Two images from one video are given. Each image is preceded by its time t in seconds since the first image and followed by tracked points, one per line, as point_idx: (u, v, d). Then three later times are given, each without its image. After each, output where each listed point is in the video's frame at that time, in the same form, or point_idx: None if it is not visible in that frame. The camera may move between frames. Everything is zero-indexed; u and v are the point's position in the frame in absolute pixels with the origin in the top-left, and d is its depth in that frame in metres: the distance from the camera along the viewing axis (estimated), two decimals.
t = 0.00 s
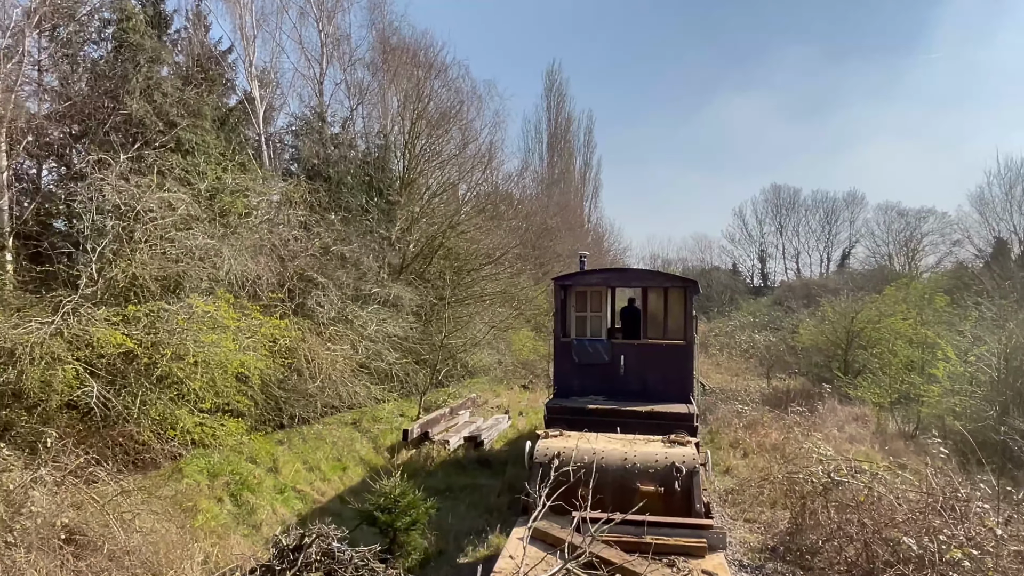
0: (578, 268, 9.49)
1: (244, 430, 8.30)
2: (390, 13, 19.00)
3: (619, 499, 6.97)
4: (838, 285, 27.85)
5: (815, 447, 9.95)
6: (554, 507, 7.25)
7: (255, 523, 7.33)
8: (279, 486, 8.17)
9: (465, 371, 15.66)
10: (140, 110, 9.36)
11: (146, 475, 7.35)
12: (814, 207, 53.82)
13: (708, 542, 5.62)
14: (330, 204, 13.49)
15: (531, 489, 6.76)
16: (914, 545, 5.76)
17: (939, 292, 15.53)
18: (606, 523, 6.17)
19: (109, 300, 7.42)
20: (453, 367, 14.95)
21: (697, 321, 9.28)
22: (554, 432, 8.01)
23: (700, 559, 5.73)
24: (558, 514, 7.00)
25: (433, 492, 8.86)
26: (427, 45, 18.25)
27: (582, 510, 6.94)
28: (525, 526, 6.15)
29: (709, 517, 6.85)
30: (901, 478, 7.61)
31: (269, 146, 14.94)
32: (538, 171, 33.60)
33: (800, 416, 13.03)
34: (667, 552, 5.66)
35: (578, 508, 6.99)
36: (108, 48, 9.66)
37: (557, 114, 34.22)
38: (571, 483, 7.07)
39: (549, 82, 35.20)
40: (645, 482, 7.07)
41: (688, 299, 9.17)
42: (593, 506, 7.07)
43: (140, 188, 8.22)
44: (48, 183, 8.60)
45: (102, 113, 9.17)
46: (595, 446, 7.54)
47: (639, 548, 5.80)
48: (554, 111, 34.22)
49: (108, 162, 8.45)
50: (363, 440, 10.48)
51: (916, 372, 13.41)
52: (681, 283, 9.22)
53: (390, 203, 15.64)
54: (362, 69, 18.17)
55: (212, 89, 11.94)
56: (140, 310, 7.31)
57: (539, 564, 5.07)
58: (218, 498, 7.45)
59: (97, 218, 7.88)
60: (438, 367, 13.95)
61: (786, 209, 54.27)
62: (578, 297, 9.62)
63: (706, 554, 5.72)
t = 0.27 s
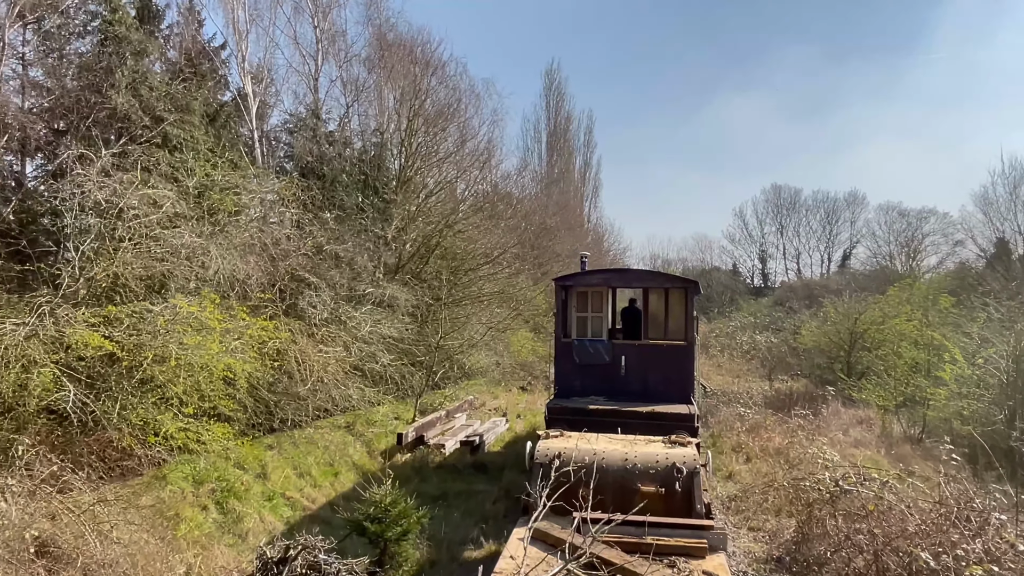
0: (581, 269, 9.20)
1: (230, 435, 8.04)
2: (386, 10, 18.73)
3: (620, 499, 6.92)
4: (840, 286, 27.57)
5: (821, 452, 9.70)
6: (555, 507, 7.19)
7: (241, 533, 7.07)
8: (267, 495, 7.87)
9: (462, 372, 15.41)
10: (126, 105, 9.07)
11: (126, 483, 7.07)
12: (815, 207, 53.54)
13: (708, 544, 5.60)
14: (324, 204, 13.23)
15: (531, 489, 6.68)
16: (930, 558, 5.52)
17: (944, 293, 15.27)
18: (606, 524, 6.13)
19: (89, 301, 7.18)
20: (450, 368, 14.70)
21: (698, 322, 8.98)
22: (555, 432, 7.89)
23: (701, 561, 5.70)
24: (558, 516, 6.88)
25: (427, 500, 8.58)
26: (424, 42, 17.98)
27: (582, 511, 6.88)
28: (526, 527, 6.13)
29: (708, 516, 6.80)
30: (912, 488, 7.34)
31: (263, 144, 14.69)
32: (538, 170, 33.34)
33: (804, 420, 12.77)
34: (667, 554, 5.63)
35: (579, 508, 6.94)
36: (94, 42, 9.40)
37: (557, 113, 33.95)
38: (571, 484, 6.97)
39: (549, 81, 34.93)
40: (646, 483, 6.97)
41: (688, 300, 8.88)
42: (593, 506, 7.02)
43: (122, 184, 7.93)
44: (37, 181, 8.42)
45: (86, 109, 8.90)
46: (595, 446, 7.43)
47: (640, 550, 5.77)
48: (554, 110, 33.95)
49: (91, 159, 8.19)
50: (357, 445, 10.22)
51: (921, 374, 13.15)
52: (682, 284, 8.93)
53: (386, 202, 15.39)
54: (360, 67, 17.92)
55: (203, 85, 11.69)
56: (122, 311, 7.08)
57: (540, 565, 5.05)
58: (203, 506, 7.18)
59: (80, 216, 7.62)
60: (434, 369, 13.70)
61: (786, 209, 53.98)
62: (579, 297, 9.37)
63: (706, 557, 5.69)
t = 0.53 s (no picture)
0: (582, 270, 8.96)
1: (215, 440, 7.77)
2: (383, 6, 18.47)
3: (620, 498, 6.79)
4: (842, 287, 27.31)
5: (826, 457, 9.43)
6: (556, 508, 7.06)
7: (226, 540, 6.74)
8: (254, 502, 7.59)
9: (459, 374, 15.15)
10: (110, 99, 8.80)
11: (105, 491, 6.80)
12: (816, 207, 53.26)
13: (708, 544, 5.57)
14: (317, 203, 12.97)
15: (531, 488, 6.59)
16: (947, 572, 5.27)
17: (949, 294, 15.01)
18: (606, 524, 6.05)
19: (69, 301, 6.93)
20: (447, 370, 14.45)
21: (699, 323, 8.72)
22: (555, 432, 7.71)
23: (701, 561, 5.66)
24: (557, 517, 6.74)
25: (419, 506, 8.30)
26: (421, 38, 17.68)
27: (582, 511, 6.77)
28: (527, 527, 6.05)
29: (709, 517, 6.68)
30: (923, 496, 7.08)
31: (256, 141, 14.42)
32: (537, 169, 33.05)
33: (808, 423, 12.51)
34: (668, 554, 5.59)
35: (579, 508, 6.82)
36: (78, 34, 9.12)
37: (556, 112, 33.65)
38: (571, 484, 6.82)
39: (548, 79, 34.63)
40: (646, 483, 6.81)
41: (688, 301, 8.61)
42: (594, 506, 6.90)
43: (103, 180, 7.65)
44: (21, 176, 8.17)
45: (69, 104, 8.62)
46: (595, 446, 7.27)
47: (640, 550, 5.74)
48: (553, 109, 33.65)
49: (73, 155, 7.92)
50: (349, 449, 9.96)
51: (927, 376, 12.90)
52: (681, 284, 8.66)
53: (382, 201, 15.13)
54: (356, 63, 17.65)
55: (194, 80, 11.43)
56: (102, 312, 6.83)
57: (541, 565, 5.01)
58: (187, 515, 6.92)
59: (59, 214, 7.36)
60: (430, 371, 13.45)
61: (787, 209, 53.71)
62: (578, 297, 9.11)
63: (706, 557, 5.65)
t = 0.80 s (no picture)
0: (583, 270, 8.71)
1: (199, 446, 7.50)
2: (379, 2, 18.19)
3: (620, 498, 6.56)
4: (843, 287, 27.06)
5: (831, 462, 9.16)
6: (555, 509, 6.83)
7: (208, 546, 6.48)
8: (240, 511, 7.32)
9: (455, 375, 14.90)
10: (93, 93, 8.52)
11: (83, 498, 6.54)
12: (816, 207, 53.01)
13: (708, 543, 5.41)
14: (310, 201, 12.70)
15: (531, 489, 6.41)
16: None
17: (955, 294, 14.75)
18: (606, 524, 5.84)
19: (46, 301, 6.65)
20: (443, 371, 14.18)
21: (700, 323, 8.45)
22: (555, 432, 7.46)
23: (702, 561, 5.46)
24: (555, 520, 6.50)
25: (411, 515, 8.01)
26: (418, 34, 17.40)
27: (582, 511, 6.55)
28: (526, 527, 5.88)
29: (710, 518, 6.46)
30: (934, 505, 6.82)
31: (249, 138, 14.14)
32: (536, 168, 32.79)
33: (811, 426, 12.25)
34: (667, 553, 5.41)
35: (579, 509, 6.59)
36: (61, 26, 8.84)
37: (555, 110, 33.37)
38: (571, 484, 6.60)
39: (547, 78, 34.36)
40: (647, 484, 6.56)
41: (690, 301, 8.35)
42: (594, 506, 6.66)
43: (83, 176, 7.36)
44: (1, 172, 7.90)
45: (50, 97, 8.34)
46: (595, 446, 7.03)
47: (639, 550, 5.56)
48: (553, 107, 33.37)
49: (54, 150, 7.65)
50: (341, 453, 9.70)
51: (931, 378, 12.64)
52: (682, 283, 8.40)
53: (378, 199, 14.87)
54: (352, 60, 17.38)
55: (183, 75, 11.16)
56: (79, 312, 6.54)
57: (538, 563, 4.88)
58: (169, 523, 6.64)
59: (38, 210, 7.08)
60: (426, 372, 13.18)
61: (787, 209, 53.45)
62: (579, 297, 8.84)
63: (706, 557, 5.47)
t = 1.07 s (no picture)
0: (584, 270, 8.45)
1: (182, 452, 7.24)
2: None
3: (621, 498, 6.32)
4: (845, 288, 26.78)
5: (837, 468, 8.87)
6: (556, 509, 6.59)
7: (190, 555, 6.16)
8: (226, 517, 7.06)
9: (451, 377, 14.63)
10: (76, 86, 8.25)
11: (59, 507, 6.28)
12: (817, 207, 52.75)
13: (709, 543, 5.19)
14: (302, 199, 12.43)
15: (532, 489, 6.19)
16: None
17: (961, 294, 14.47)
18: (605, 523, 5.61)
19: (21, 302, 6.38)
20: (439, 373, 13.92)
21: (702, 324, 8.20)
22: (555, 432, 7.20)
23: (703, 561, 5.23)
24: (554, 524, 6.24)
25: (402, 523, 7.73)
26: (415, 30, 17.12)
27: (582, 511, 6.31)
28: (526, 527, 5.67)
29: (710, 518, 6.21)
30: (946, 513, 6.53)
31: (242, 135, 13.88)
32: (535, 167, 32.52)
33: (814, 430, 11.97)
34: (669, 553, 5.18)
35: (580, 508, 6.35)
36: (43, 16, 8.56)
37: (555, 109, 33.10)
38: (571, 484, 6.35)
39: (547, 76, 34.09)
40: (647, 484, 6.32)
41: (691, 301, 8.10)
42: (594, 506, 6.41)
43: (62, 170, 7.11)
44: None
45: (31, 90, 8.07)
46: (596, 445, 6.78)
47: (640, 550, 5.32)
48: (552, 106, 33.09)
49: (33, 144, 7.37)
50: (333, 458, 9.42)
51: (937, 380, 12.38)
52: (684, 283, 8.14)
53: (373, 197, 14.60)
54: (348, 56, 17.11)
55: (172, 68, 10.88)
56: (55, 313, 6.27)
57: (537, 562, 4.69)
58: (149, 532, 6.37)
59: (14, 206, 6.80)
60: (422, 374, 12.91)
61: (788, 208, 53.19)
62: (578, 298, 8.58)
63: (707, 557, 5.24)
